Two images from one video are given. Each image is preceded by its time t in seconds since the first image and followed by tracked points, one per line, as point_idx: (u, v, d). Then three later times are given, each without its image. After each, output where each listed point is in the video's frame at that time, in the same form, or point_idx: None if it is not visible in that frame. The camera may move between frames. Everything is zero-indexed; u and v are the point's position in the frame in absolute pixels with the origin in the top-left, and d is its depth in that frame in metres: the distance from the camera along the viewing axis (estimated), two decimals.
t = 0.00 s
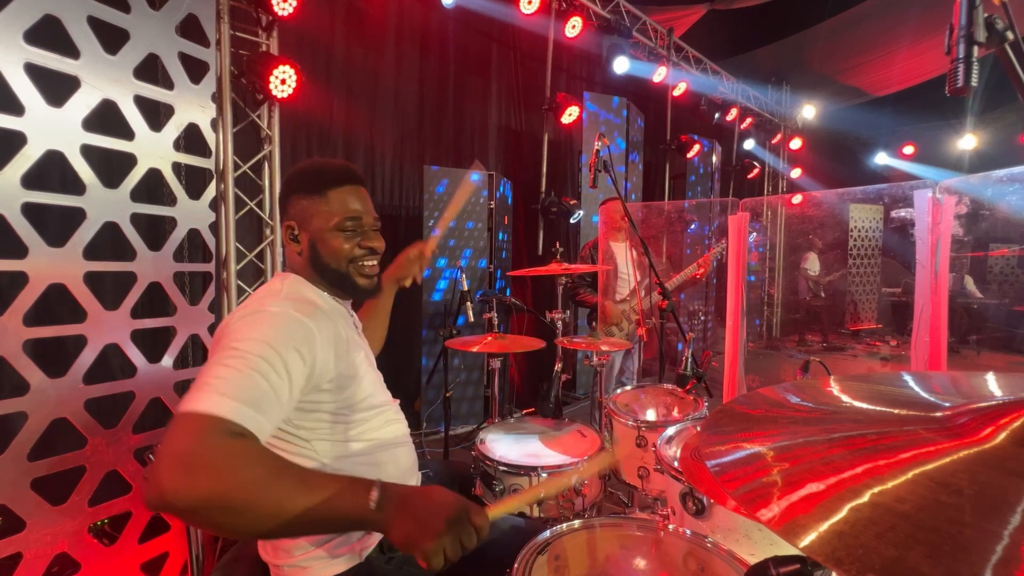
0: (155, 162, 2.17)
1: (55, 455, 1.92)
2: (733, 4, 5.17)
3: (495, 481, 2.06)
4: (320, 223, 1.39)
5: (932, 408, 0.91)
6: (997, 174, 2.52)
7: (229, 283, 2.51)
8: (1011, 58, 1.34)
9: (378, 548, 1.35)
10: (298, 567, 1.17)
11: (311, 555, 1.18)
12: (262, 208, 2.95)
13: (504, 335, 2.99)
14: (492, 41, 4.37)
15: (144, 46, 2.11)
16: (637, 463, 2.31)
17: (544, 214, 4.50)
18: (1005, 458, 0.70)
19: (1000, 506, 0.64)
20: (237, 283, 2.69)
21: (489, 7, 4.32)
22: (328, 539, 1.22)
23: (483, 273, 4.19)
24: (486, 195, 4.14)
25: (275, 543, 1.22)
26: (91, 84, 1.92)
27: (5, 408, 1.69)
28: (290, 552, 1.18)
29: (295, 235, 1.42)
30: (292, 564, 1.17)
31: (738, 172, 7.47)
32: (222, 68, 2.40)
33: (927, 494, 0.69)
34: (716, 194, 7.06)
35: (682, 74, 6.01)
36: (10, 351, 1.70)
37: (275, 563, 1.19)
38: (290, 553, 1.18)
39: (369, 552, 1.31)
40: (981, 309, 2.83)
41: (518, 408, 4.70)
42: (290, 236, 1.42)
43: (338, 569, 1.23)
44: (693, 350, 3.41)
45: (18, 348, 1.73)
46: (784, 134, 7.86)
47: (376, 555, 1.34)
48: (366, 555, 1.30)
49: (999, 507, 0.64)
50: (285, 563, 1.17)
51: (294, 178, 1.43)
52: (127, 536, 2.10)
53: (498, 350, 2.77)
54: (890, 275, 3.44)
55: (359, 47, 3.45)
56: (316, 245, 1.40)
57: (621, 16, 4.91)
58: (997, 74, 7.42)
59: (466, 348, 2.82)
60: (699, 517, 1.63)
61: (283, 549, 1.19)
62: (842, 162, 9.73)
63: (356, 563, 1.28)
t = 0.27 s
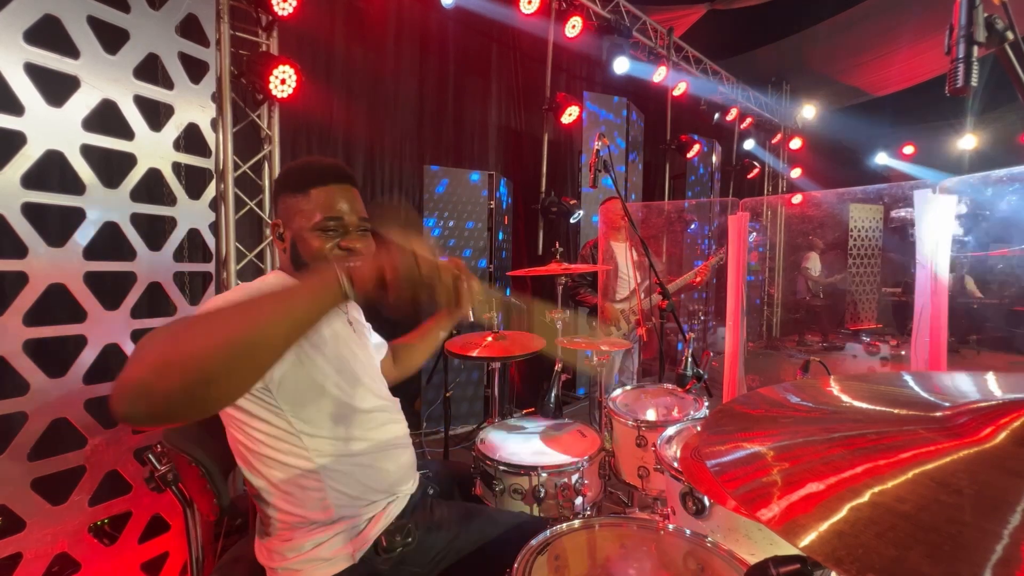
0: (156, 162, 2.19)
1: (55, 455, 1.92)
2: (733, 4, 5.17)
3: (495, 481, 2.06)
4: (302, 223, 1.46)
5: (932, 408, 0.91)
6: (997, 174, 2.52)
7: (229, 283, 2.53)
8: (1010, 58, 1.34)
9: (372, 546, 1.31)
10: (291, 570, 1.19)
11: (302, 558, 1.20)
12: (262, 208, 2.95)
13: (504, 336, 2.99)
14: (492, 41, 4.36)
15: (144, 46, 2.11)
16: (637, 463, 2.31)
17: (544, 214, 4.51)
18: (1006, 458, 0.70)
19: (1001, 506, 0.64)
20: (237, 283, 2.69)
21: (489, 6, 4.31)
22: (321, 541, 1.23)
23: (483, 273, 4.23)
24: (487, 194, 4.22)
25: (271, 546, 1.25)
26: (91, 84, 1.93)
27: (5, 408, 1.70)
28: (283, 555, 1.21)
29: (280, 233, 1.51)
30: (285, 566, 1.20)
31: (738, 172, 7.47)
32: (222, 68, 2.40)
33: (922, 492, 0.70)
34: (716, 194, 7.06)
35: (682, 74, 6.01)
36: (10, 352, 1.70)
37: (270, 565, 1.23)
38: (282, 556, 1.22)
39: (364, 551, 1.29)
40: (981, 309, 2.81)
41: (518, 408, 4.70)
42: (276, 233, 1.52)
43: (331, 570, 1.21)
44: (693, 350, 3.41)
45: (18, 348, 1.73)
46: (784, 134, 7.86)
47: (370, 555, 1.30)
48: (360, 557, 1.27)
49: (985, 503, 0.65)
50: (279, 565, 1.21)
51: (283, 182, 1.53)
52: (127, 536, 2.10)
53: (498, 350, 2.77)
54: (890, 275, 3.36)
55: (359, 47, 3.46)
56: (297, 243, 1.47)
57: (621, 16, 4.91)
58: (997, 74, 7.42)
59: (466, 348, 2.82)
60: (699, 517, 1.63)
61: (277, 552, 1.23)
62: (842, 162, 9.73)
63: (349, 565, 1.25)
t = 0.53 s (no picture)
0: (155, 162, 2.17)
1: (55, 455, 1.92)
2: (733, 4, 5.18)
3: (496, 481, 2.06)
4: (343, 222, 1.46)
5: (933, 408, 0.90)
6: (998, 174, 2.52)
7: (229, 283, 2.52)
8: (1011, 58, 1.34)
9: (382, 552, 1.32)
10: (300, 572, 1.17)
11: (313, 560, 1.18)
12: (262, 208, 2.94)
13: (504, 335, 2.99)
14: (492, 40, 4.36)
15: (144, 45, 2.10)
16: (637, 462, 2.31)
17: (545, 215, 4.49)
18: (1006, 458, 0.70)
19: (1001, 506, 0.64)
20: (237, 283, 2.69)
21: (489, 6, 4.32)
22: (332, 544, 1.21)
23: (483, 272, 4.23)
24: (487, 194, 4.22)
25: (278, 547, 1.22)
26: (91, 83, 1.92)
27: (5, 407, 1.70)
28: (291, 556, 1.19)
29: (319, 231, 1.48)
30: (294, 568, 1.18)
31: (738, 172, 7.47)
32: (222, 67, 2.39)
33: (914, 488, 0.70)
34: (716, 194, 7.06)
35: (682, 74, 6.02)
36: (10, 351, 1.71)
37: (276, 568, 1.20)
38: (291, 557, 1.19)
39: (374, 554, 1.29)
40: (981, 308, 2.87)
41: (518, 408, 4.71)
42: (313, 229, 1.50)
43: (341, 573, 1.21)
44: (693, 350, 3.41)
45: (18, 348, 1.73)
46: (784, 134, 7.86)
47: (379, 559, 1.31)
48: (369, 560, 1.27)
49: (984, 507, 0.65)
50: (287, 567, 1.18)
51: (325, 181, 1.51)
52: (128, 536, 2.10)
53: (500, 349, 2.77)
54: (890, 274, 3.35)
55: (359, 47, 3.46)
56: (334, 243, 1.46)
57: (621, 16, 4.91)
58: (997, 74, 7.42)
59: (467, 346, 2.84)
60: (699, 517, 1.63)
61: (285, 553, 1.20)
62: (841, 162, 9.74)
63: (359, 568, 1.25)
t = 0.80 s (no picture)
0: (155, 164, 2.17)
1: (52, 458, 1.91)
2: (732, 8, 5.19)
3: (495, 483, 2.05)
4: (352, 229, 1.45)
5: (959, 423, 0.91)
6: (996, 176, 2.52)
7: (228, 285, 2.55)
8: (1009, 61, 1.34)
9: (374, 550, 1.32)
10: (293, 570, 1.21)
11: (305, 559, 1.22)
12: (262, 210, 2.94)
13: (504, 338, 2.98)
14: (492, 43, 4.37)
15: (143, 48, 2.11)
16: (637, 464, 2.31)
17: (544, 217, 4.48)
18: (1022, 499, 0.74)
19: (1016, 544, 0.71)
20: (236, 285, 2.70)
21: (489, 9, 4.33)
22: (323, 543, 1.24)
23: (483, 275, 4.21)
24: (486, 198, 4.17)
25: (274, 544, 1.27)
26: (91, 86, 1.92)
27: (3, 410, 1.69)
28: (286, 555, 1.23)
29: (326, 238, 1.50)
30: (288, 566, 1.22)
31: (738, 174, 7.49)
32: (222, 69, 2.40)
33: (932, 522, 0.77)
34: (715, 196, 7.07)
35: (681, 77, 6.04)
36: (9, 354, 1.71)
37: (271, 565, 1.25)
38: (286, 557, 1.23)
39: (366, 556, 1.29)
40: (982, 310, 2.84)
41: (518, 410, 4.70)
42: (323, 237, 1.50)
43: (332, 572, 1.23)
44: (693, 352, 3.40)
45: (16, 350, 1.73)
46: (783, 137, 7.88)
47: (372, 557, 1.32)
48: (360, 558, 1.28)
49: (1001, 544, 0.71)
50: (281, 566, 1.23)
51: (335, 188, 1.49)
52: (126, 538, 2.10)
53: (498, 351, 2.77)
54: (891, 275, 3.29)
55: (359, 50, 3.46)
56: (343, 250, 1.46)
57: (620, 19, 4.94)
58: (995, 77, 7.44)
59: (467, 348, 2.83)
60: (699, 520, 1.63)
61: (280, 553, 1.24)
62: (841, 164, 9.76)
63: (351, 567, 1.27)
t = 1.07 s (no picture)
0: (156, 165, 2.18)
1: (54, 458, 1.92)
2: (732, 9, 5.20)
3: (495, 484, 2.06)
4: (378, 229, 1.48)
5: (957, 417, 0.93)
6: (996, 177, 2.52)
7: (229, 286, 2.56)
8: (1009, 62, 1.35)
9: (380, 547, 1.33)
10: (302, 567, 1.22)
11: (315, 555, 1.23)
12: (262, 211, 2.95)
13: (504, 339, 2.99)
14: (492, 44, 4.38)
15: (145, 49, 2.11)
16: (637, 465, 2.31)
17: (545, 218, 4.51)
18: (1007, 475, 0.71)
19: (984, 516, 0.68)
20: (237, 285, 2.70)
21: (489, 10, 4.34)
22: (332, 540, 1.26)
23: (483, 276, 4.21)
24: (486, 197, 4.16)
25: (284, 542, 1.27)
26: (92, 87, 1.93)
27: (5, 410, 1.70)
28: (295, 552, 1.24)
29: (347, 240, 1.45)
30: (297, 563, 1.22)
31: (738, 175, 7.50)
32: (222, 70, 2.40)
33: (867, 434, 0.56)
34: (715, 196, 7.07)
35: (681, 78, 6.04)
36: (10, 354, 1.71)
37: (278, 562, 1.25)
38: (295, 554, 1.24)
39: (371, 552, 1.29)
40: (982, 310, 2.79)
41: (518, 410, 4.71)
42: (343, 241, 1.45)
43: (339, 569, 1.24)
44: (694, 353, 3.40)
45: (18, 351, 1.74)
46: (783, 137, 7.89)
47: (379, 555, 1.33)
48: (366, 556, 1.29)
49: (941, 387, 0.51)
50: (290, 562, 1.23)
51: (335, 190, 1.51)
52: (127, 539, 2.10)
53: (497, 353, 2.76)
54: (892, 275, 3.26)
55: (360, 50, 3.47)
56: (374, 250, 1.48)
57: (620, 20, 4.96)
58: (995, 78, 7.44)
59: (466, 350, 2.81)
60: (700, 520, 1.62)
61: (289, 550, 1.25)
62: (841, 165, 9.77)
63: (358, 564, 1.27)
